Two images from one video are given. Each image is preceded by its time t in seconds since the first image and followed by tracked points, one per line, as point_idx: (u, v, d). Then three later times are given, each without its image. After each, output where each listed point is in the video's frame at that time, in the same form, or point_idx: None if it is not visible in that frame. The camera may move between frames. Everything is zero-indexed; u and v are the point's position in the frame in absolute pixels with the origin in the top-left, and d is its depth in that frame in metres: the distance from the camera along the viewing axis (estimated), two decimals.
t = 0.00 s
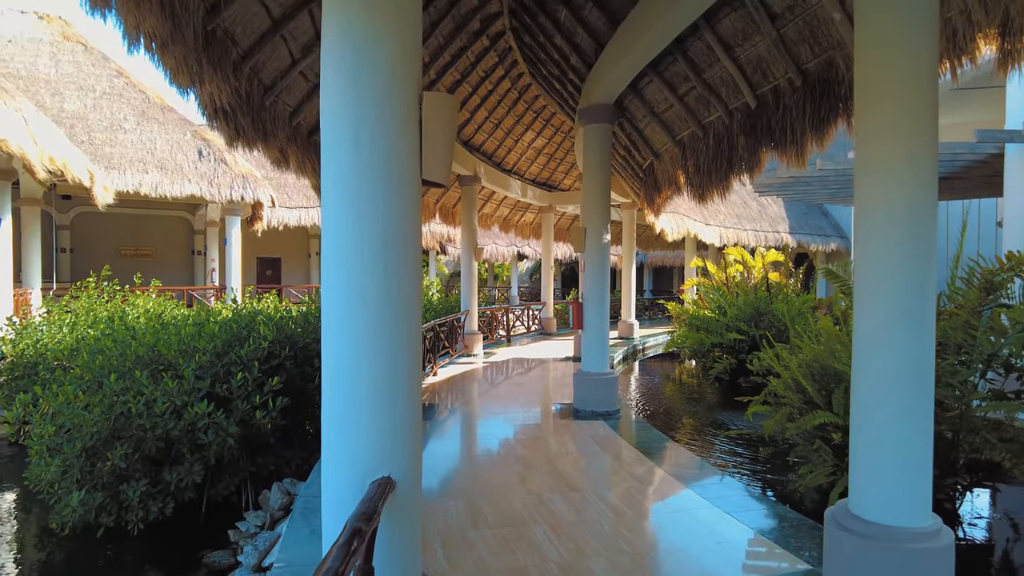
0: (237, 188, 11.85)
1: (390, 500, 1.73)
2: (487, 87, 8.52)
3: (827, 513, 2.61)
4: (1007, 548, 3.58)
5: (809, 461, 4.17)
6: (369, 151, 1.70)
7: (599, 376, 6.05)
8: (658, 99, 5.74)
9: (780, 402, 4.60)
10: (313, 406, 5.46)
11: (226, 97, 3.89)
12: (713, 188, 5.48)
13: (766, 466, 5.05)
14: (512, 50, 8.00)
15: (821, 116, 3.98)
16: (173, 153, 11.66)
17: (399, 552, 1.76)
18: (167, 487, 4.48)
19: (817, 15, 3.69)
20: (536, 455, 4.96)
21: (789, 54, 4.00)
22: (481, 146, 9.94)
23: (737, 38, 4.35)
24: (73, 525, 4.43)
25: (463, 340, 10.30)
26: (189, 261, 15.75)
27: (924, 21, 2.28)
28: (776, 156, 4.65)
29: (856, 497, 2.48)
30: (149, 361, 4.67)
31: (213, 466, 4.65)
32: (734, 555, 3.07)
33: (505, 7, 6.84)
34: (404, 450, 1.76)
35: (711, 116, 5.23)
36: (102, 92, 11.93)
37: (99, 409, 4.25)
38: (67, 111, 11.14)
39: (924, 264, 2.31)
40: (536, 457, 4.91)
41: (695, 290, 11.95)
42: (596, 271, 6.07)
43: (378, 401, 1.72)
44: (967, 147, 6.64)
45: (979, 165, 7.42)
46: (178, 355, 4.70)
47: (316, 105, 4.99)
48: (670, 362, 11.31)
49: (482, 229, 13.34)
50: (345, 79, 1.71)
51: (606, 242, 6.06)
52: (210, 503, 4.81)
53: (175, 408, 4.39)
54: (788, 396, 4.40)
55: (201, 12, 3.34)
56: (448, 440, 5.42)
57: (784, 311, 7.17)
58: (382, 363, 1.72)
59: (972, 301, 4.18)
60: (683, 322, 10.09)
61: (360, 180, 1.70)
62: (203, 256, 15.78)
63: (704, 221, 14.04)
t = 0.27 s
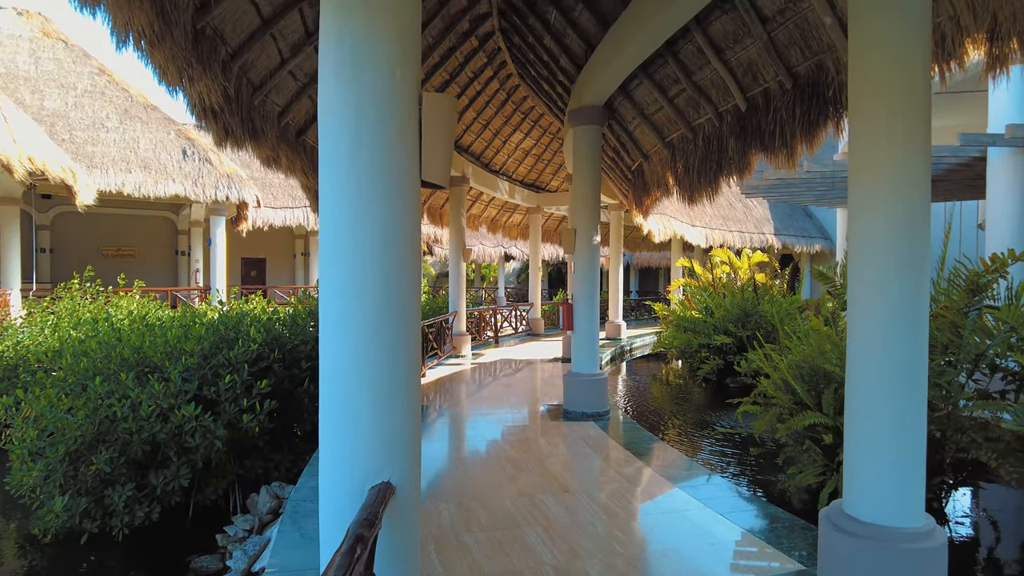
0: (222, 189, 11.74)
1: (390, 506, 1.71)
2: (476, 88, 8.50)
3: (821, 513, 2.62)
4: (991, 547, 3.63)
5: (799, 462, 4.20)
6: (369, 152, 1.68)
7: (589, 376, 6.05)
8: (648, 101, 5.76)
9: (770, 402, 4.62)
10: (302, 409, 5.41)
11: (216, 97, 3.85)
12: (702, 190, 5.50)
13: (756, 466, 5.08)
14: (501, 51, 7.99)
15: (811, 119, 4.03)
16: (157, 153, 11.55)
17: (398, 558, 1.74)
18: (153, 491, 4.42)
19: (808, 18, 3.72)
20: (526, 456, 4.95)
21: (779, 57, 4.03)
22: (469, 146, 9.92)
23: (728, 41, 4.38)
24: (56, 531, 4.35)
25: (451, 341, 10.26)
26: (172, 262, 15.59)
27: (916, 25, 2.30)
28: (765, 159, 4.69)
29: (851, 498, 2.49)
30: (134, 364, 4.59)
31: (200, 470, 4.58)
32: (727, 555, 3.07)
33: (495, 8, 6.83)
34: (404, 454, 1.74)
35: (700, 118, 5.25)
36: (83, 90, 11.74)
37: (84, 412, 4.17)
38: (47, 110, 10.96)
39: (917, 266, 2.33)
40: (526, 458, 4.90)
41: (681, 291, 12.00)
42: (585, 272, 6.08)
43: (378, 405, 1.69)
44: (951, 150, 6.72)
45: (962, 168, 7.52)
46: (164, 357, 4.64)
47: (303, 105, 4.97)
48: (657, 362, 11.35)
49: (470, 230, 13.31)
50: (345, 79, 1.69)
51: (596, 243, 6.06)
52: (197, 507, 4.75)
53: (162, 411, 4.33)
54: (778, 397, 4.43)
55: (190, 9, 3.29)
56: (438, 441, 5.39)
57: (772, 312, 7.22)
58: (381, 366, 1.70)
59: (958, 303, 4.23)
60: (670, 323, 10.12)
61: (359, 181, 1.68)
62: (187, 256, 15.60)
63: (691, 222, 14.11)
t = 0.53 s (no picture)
0: (206, 188, 11.66)
1: (389, 508, 1.69)
2: (464, 87, 8.48)
3: (814, 510, 2.64)
4: (975, 543, 3.69)
5: (788, 461, 4.24)
6: (368, 151, 1.67)
7: (578, 376, 6.06)
8: (637, 102, 5.78)
9: (759, 402, 4.66)
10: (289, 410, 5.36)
11: (203, 95, 3.80)
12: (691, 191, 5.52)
13: (745, 464, 5.12)
14: (489, 51, 7.98)
15: (800, 121, 4.05)
16: (140, 151, 11.43)
17: (396, 560, 1.72)
18: (138, 494, 4.35)
19: (798, 20, 3.75)
20: (516, 456, 4.94)
21: (769, 58, 4.07)
22: (457, 146, 9.91)
23: (717, 42, 4.42)
24: (37, 536, 4.25)
25: (439, 342, 10.22)
26: (155, 262, 15.44)
27: (907, 28, 2.33)
28: (754, 160, 4.71)
29: (844, 497, 2.51)
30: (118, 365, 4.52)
31: (186, 472, 4.52)
32: (720, 554, 3.08)
33: (483, 8, 6.81)
34: (403, 455, 1.72)
35: (689, 120, 5.28)
36: (63, 87, 11.53)
37: (67, 414, 4.09)
38: (26, 107, 10.77)
39: (909, 266, 2.36)
40: (516, 458, 4.89)
41: (668, 292, 12.05)
42: (575, 272, 6.09)
43: (377, 406, 1.68)
44: (933, 152, 6.82)
45: (943, 170, 7.63)
46: (149, 358, 4.57)
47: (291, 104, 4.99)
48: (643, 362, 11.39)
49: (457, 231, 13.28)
50: (343, 77, 1.67)
51: (585, 244, 6.07)
52: (183, 510, 4.68)
53: (148, 413, 4.26)
54: (767, 396, 4.46)
55: (178, 5, 3.25)
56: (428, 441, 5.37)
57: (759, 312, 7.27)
58: (380, 367, 1.68)
59: (943, 302, 4.29)
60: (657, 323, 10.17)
61: (357, 180, 1.66)
62: (169, 256, 15.41)
63: (677, 223, 14.18)
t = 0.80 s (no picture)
0: (190, 186, 11.60)
1: (385, 508, 1.69)
2: (450, 87, 8.46)
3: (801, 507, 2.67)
4: (954, 538, 3.77)
5: (774, 459, 4.28)
6: (365, 149, 1.66)
7: (566, 376, 6.07)
8: (624, 103, 5.81)
9: (745, 400, 4.70)
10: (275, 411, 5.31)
11: (189, 93, 3.76)
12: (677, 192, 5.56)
13: (730, 462, 5.17)
14: (475, 50, 7.97)
15: (785, 122, 4.09)
16: (120, 150, 11.30)
17: (391, 560, 1.72)
18: (122, 498, 4.29)
19: (784, 24, 3.82)
20: (504, 456, 4.94)
21: (755, 60, 4.13)
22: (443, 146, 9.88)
23: (704, 44, 4.48)
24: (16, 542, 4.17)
25: (425, 342, 10.18)
26: (134, 262, 15.31)
27: (894, 31, 2.37)
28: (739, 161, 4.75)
29: (831, 494, 2.55)
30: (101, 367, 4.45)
31: (171, 475, 4.46)
32: (709, 552, 3.11)
33: (469, 8, 6.80)
34: (398, 455, 1.72)
35: (676, 121, 5.32)
36: (40, 84, 11.30)
37: (48, 417, 4.02)
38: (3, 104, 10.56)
39: (894, 266, 2.40)
40: (504, 458, 4.89)
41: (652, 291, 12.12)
42: (562, 272, 6.10)
43: (373, 407, 1.67)
44: (913, 154, 6.94)
45: (923, 171, 7.76)
46: (133, 359, 4.51)
47: (276, 103, 5.06)
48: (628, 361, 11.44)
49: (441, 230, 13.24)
50: (339, 76, 1.66)
51: (572, 244, 6.09)
52: (168, 513, 4.62)
53: (131, 414, 4.20)
54: (753, 394, 4.50)
55: (164, 2, 3.21)
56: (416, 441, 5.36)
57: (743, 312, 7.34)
58: (377, 366, 1.68)
59: (924, 302, 4.35)
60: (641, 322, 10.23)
61: (353, 179, 1.66)
62: (151, 256, 15.32)
63: (661, 223, 14.26)
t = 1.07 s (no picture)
0: (169, 186, 11.45)
1: (375, 509, 1.69)
2: (433, 87, 8.43)
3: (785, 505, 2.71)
4: (931, 532, 3.85)
5: (756, 457, 4.33)
6: (354, 148, 1.67)
7: (550, 376, 6.09)
8: (608, 104, 5.85)
9: (728, 399, 4.75)
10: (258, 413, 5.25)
11: (171, 91, 3.72)
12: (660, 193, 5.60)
13: (713, 460, 5.22)
14: (458, 50, 7.96)
15: (767, 124, 4.15)
16: (97, 148, 11.12)
17: (381, 560, 1.72)
18: (102, 502, 4.22)
19: (766, 27, 3.88)
20: (489, 456, 4.94)
21: (738, 63, 4.19)
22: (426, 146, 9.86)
23: (688, 46, 4.55)
24: None
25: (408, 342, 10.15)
26: (111, 262, 15.10)
27: (873, 35, 2.42)
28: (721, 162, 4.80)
29: (814, 491, 2.59)
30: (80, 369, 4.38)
31: (152, 478, 4.40)
32: (693, 549, 3.14)
33: (454, 8, 6.80)
34: (388, 456, 1.72)
35: (659, 122, 5.37)
36: (15, 80, 11.04)
37: (25, 420, 3.94)
38: None
39: (875, 267, 2.46)
40: (489, 458, 4.89)
41: (634, 291, 12.19)
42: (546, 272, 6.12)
43: (362, 407, 1.67)
44: (890, 157, 7.06)
45: (899, 173, 7.90)
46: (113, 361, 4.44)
47: (259, 102, 5.06)
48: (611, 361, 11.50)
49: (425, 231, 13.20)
50: (329, 75, 1.66)
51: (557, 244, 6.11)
52: (149, 517, 4.56)
53: (111, 417, 4.14)
54: (735, 392, 4.56)
55: None
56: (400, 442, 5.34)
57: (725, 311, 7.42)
58: (367, 367, 1.68)
59: (902, 302, 4.43)
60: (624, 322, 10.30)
61: (343, 178, 1.66)
62: (129, 256, 15.12)
63: (643, 223, 14.35)
